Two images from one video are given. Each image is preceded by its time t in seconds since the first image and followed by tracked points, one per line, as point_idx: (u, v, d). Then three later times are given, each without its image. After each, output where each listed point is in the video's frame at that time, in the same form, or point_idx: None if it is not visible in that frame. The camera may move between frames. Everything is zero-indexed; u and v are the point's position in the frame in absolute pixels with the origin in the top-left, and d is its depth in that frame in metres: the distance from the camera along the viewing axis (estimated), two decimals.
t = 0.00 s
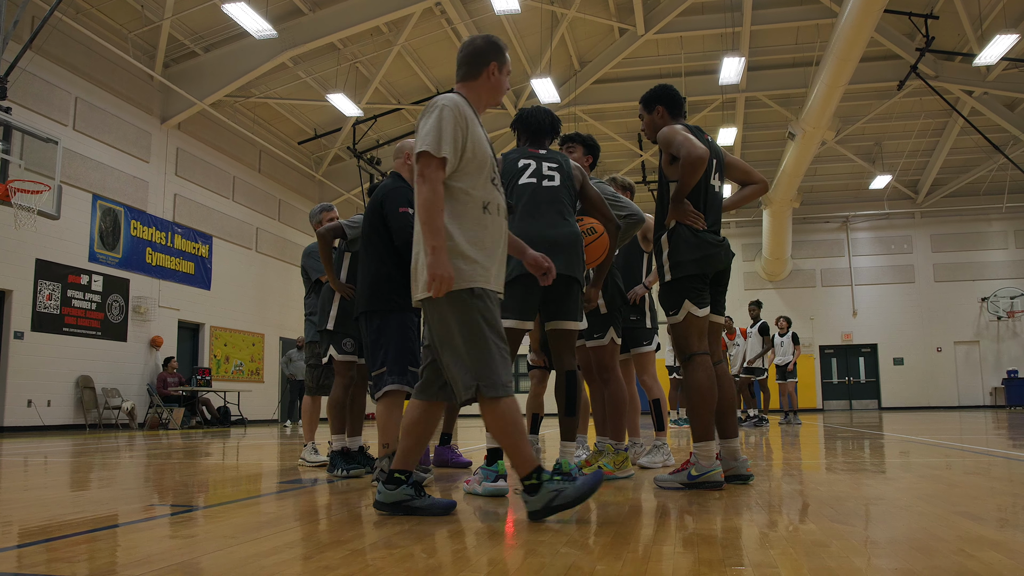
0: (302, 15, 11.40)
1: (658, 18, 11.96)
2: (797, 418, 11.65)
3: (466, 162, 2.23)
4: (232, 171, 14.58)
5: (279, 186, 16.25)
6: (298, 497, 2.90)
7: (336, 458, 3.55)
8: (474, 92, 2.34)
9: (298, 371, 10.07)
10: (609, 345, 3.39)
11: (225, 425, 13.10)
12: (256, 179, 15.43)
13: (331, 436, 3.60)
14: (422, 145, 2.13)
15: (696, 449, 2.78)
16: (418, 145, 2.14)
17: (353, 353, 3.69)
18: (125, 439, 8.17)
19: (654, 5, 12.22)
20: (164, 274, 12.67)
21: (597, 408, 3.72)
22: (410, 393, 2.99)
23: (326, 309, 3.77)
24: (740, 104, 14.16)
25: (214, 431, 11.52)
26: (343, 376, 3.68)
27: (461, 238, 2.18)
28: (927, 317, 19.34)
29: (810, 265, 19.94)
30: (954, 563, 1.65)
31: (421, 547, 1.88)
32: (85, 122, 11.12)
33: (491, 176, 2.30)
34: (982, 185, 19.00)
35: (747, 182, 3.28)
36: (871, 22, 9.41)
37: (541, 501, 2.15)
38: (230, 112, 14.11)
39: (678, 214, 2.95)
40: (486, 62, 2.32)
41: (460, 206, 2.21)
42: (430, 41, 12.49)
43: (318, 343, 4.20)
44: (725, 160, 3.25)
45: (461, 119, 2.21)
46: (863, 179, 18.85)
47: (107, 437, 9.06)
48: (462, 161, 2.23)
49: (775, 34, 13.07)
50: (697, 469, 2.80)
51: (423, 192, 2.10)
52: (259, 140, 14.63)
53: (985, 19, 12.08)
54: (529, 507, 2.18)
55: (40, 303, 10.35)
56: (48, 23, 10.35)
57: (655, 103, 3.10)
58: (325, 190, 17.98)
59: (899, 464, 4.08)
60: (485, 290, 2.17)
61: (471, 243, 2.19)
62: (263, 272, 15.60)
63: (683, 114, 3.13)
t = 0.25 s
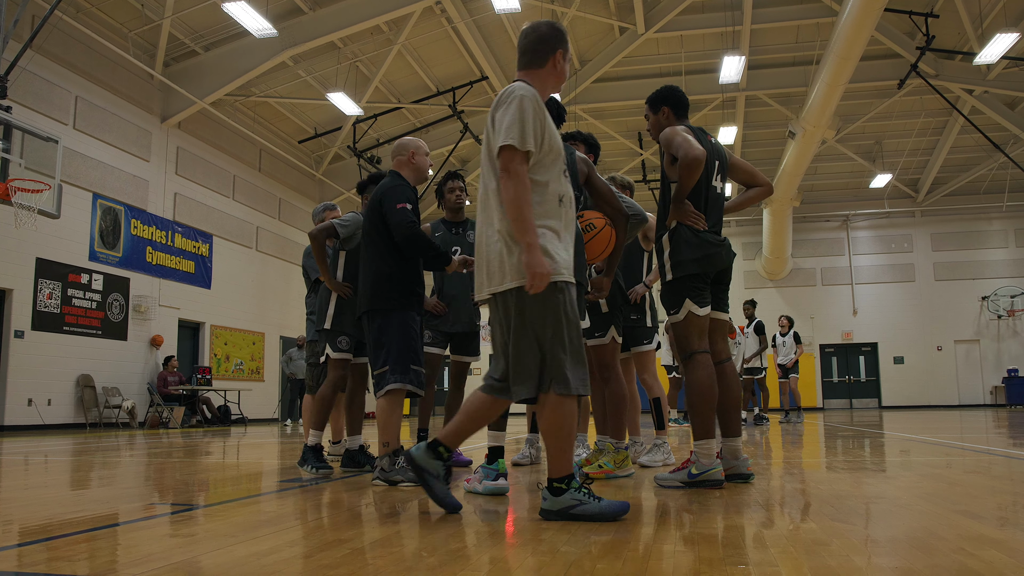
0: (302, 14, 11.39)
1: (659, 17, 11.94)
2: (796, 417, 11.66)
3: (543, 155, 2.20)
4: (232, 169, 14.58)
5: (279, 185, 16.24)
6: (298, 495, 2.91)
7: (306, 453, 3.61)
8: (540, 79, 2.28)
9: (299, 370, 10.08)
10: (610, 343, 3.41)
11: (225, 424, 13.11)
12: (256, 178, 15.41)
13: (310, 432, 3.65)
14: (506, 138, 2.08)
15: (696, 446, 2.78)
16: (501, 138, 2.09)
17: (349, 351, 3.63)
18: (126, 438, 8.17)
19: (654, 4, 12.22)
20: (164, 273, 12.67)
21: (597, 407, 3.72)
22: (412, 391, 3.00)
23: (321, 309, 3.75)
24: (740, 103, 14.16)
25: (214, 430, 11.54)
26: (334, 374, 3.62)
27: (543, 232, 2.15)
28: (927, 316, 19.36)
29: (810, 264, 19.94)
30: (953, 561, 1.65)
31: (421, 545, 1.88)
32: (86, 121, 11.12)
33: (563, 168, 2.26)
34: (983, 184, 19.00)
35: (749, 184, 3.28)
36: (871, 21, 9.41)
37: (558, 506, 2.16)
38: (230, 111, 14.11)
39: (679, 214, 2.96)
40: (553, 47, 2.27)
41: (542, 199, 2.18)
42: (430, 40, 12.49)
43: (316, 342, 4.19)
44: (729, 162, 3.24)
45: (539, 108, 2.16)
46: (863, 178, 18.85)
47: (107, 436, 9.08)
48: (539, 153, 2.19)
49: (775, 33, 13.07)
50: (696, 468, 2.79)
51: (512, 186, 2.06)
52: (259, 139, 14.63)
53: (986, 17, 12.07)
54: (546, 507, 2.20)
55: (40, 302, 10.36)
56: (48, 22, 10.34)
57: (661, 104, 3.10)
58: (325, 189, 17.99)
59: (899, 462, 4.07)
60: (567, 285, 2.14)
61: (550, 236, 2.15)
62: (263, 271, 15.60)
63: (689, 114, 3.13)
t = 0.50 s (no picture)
0: (302, 12, 11.37)
1: (658, 16, 11.94)
2: (796, 416, 11.66)
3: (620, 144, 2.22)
4: (232, 168, 14.58)
5: (279, 184, 16.23)
6: (299, 494, 2.90)
7: (299, 455, 3.61)
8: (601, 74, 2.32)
9: (300, 369, 10.09)
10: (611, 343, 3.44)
11: (225, 423, 13.10)
12: (256, 177, 15.41)
13: (299, 433, 3.62)
14: (604, 120, 2.07)
15: (697, 445, 2.79)
16: (600, 120, 2.07)
17: (341, 354, 3.63)
18: (126, 437, 8.16)
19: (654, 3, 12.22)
20: (164, 272, 12.67)
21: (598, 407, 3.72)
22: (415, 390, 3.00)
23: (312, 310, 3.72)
24: (741, 102, 14.17)
25: (215, 429, 11.55)
26: (319, 376, 3.59)
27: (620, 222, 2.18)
28: (927, 315, 19.36)
29: (810, 263, 19.94)
30: (953, 560, 1.65)
31: (421, 543, 1.88)
32: (86, 120, 11.12)
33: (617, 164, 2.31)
34: (982, 182, 19.01)
35: (753, 187, 3.28)
36: (871, 20, 9.40)
37: (558, 503, 2.17)
38: (230, 110, 14.10)
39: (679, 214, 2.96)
40: (608, 42, 2.34)
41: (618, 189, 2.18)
42: (430, 38, 12.48)
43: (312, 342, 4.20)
44: (732, 164, 3.24)
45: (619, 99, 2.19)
46: (863, 177, 18.85)
47: (107, 435, 9.09)
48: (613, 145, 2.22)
49: (775, 32, 13.05)
50: (697, 466, 2.79)
51: (620, 167, 2.05)
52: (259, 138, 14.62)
53: (986, 16, 12.06)
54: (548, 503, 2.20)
55: (40, 301, 10.35)
56: (48, 20, 10.33)
57: (665, 105, 3.10)
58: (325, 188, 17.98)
59: (900, 461, 4.07)
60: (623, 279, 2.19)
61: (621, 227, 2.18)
62: (263, 271, 15.60)
63: (693, 116, 3.13)
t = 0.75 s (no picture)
0: (301, 11, 11.37)
1: (658, 15, 11.94)
2: (796, 415, 11.66)
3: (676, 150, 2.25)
4: (232, 167, 14.58)
5: (279, 183, 16.22)
6: (299, 493, 2.90)
7: (300, 454, 3.61)
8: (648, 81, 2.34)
9: (300, 368, 10.08)
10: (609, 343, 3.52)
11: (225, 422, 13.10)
12: (256, 175, 15.40)
13: (299, 432, 3.62)
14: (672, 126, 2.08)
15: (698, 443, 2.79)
16: (666, 126, 2.09)
17: (333, 352, 3.62)
18: (126, 436, 8.16)
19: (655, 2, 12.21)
20: (164, 270, 12.68)
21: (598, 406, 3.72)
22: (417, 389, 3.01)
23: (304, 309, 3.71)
24: (741, 100, 14.17)
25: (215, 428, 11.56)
26: (315, 376, 3.58)
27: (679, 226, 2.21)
28: (927, 314, 19.36)
29: (810, 262, 19.95)
30: (953, 559, 1.65)
31: (421, 542, 1.88)
32: (86, 119, 11.12)
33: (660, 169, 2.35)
34: (982, 181, 18.99)
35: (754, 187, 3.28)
36: (872, 18, 9.39)
37: (734, 484, 2.27)
38: (231, 108, 14.10)
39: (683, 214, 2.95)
40: (655, 48, 2.37)
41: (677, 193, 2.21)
42: (430, 37, 12.48)
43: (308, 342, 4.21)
44: (733, 164, 3.25)
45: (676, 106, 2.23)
46: (863, 175, 18.83)
47: (108, 434, 9.11)
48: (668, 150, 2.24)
49: (775, 31, 13.04)
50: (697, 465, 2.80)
51: (700, 173, 2.07)
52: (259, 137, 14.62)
53: (986, 15, 12.05)
54: (720, 491, 2.27)
55: (40, 300, 10.35)
56: (48, 19, 10.33)
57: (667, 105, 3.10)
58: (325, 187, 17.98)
59: (900, 460, 4.08)
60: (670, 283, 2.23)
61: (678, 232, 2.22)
62: (263, 270, 15.61)
63: (695, 115, 3.13)
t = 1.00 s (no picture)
0: (301, 10, 11.37)
1: (658, 14, 11.95)
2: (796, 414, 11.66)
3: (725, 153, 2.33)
4: (232, 167, 14.58)
5: (279, 182, 16.21)
6: (298, 492, 2.90)
7: (300, 453, 3.61)
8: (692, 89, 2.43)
9: (301, 367, 10.07)
10: (611, 340, 3.39)
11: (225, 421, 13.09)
12: (256, 175, 15.40)
13: (298, 431, 3.63)
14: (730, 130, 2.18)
15: (699, 442, 2.80)
16: (724, 130, 2.18)
17: (330, 350, 3.60)
18: (127, 435, 8.16)
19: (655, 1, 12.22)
20: (164, 270, 12.68)
21: (598, 405, 3.72)
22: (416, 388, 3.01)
23: (303, 308, 3.71)
24: (741, 99, 14.17)
25: (215, 427, 11.57)
26: (313, 374, 3.61)
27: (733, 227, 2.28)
28: (928, 313, 19.37)
29: (810, 260, 19.96)
30: (953, 557, 1.65)
31: (421, 541, 1.88)
32: (86, 118, 11.12)
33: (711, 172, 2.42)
34: (982, 180, 18.98)
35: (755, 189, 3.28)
36: (872, 17, 9.38)
37: (743, 494, 2.26)
38: (231, 107, 14.10)
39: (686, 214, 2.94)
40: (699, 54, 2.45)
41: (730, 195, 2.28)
42: (430, 36, 12.48)
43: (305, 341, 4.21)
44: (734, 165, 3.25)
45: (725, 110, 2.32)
46: (863, 174, 18.83)
47: (107, 433, 9.11)
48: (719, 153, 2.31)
49: (775, 29, 13.03)
50: (697, 464, 2.80)
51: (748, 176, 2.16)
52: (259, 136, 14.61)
53: (986, 14, 12.04)
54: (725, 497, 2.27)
55: (40, 299, 10.35)
56: (48, 18, 10.33)
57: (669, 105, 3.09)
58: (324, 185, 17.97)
59: (899, 459, 4.08)
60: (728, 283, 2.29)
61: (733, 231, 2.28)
62: (263, 269, 15.61)
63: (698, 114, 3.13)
